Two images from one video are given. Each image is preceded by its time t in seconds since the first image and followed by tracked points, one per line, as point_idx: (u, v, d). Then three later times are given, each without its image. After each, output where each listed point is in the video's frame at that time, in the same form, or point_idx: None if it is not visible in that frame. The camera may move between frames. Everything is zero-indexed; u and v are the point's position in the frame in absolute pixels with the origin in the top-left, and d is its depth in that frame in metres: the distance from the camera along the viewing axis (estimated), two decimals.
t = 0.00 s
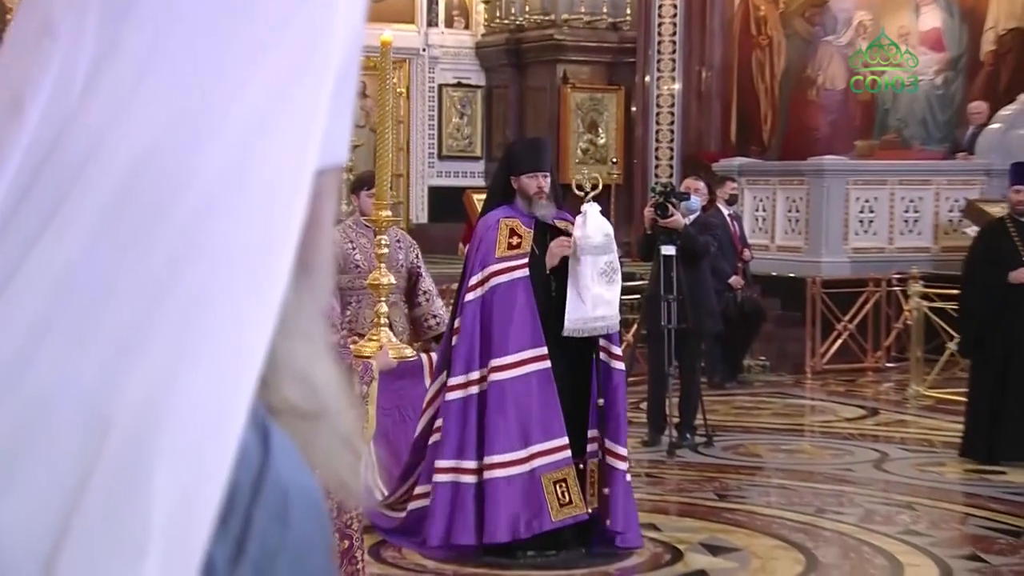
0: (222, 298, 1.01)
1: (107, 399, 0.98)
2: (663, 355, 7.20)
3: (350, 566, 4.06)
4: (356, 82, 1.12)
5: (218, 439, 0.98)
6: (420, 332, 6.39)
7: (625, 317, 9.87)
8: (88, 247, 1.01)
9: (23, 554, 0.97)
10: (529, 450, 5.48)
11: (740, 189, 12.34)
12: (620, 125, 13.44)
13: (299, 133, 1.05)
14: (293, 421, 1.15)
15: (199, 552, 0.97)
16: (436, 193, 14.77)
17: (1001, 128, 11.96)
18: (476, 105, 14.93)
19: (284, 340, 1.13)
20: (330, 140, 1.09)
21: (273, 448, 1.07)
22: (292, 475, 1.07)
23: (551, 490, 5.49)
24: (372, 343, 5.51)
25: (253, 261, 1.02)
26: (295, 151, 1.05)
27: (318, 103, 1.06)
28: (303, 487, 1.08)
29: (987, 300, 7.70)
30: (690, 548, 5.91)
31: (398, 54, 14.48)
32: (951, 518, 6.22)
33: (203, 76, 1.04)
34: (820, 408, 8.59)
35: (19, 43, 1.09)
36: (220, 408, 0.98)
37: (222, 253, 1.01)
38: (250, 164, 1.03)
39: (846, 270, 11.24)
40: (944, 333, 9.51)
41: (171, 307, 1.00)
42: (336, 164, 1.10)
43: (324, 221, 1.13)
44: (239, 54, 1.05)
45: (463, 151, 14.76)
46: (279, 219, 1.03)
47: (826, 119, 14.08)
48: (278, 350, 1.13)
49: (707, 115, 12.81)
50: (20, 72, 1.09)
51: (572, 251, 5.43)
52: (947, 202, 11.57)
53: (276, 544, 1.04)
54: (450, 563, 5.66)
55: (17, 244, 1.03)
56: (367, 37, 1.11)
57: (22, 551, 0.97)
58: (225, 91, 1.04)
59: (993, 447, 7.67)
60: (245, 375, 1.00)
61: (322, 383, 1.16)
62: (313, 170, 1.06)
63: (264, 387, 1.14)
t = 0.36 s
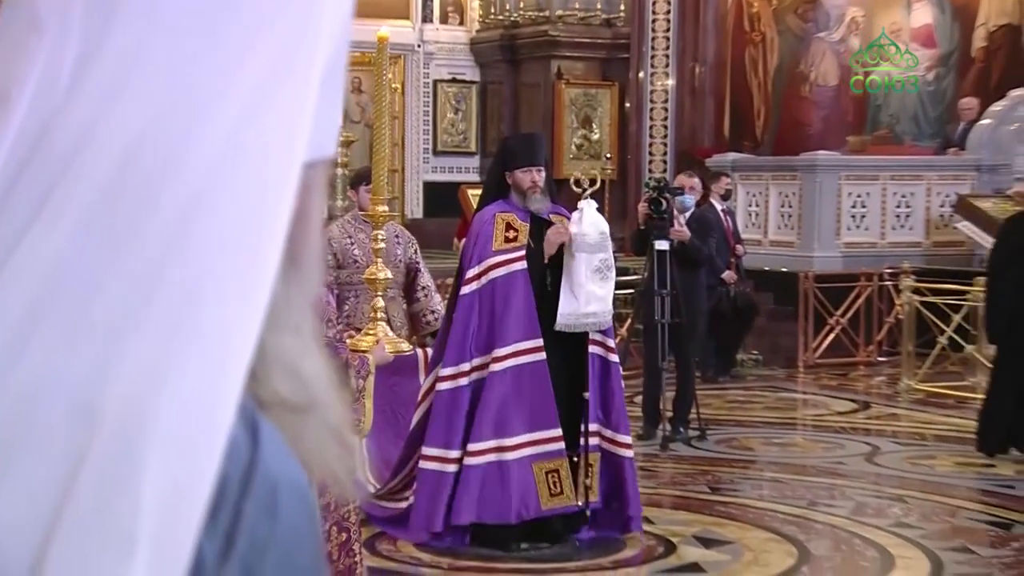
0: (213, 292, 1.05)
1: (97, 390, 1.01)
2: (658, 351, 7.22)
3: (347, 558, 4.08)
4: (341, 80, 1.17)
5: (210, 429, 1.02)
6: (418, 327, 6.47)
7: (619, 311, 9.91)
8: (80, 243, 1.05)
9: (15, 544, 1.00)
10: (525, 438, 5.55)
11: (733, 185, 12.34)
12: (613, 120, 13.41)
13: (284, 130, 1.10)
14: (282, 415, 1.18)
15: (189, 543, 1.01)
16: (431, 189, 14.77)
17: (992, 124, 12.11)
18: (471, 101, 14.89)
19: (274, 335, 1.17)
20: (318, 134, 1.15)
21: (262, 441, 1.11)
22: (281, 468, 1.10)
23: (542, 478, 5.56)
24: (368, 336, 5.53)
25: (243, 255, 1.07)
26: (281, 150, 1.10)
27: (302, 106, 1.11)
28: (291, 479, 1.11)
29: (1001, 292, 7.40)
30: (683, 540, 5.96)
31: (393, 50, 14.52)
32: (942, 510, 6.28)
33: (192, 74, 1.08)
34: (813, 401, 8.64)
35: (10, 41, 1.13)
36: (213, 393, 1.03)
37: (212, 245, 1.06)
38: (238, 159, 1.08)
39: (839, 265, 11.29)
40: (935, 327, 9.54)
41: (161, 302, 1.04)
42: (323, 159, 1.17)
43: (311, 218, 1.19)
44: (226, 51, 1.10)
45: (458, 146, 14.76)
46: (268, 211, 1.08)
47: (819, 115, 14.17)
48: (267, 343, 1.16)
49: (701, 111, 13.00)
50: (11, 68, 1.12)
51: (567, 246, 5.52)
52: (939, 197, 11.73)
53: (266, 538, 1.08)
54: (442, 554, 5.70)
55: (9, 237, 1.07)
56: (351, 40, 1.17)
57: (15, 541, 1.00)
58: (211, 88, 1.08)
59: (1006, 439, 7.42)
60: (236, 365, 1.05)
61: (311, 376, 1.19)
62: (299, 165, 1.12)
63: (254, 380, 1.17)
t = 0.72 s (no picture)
0: (203, 283, 0.98)
1: (82, 391, 0.95)
2: (650, 347, 7.25)
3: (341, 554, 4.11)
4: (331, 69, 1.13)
5: (200, 421, 0.96)
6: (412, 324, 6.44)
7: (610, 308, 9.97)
8: (64, 230, 0.97)
9: None
10: (520, 418, 5.62)
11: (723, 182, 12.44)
12: (604, 118, 13.48)
13: (273, 123, 1.03)
14: (273, 411, 1.13)
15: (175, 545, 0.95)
16: (424, 186, 14.85)
17: (977, 121, 12.01)
18: (464, 99, 14.96)
19: (262, 329, 1.11)
20: (306, 131, 1.09)
21: (250, 435, 1.04)
22: (268, 465, 1.03)
23: (534, 459, 5.60)
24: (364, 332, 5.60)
25: (235, 251, 1.00)
26: (268, 143, 1.03)
27: (291, 105, 1.04)
28: (280, 476, 1.04)
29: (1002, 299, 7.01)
30: (673, 534, 6.01)
31: (387, 48, 14.57)
32: (929, 504, 6.34)
33: (177, 60, 1.01)
34: (801, 397, 8.70)
35: None
36: (201, 387, 0.97)
37: (204, 240, 0.99)
38: (229, 150, 1.01)
39: (828, 261, 11.36)
40: (923, 322, 9.58)
41: (148, 295, 0.97)
42: (311, 156, 1.10)
43: (299, 211, 1.12)
44: (211, 37, 1.02)
45: (450, 143, 14.84)
46: (260, 203, 1.02)
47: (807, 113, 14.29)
48: (255, 339, 1.11)
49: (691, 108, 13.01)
50: None
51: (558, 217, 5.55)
52: (926, 194, 11.77)
53: (253, 536, 1.00)
54: (435, 549, 5.74)
55: None
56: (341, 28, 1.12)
57: None
58: (196, 75, 1.01)
59: None
60: (225, 363, 0.99)
61: (299, 372, 1.14)
62: (287, 160, 1.05)
63: (241, 376, 1.11)
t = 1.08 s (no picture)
0: (191, 280, 0.94)
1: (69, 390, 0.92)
2: (638, 343, 7.31)
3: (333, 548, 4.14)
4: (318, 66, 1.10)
5: (183, 425, 0.92)
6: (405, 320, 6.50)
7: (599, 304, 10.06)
8: (55, 223, 0.94)
9: None
10: (514, 414, 5.67)
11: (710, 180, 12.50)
12: (593, 117, 13.55)
13: (259, 118, 0.99)
14: (256, 406, 1.12)
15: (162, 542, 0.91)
16: (415, 184, 14.91)
17: (962, 120, 11.80)
18: (453, 98, 15.05)
19: (247, 326, 1.10)
20: (292, 128, 1.06)
21: (236, 429, 1.03)
22: (257, 461, 1.02)
23: (532, 454, 5.66)
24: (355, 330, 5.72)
25: (225, 245, 0.96)
26: (256, 133, 0.99)
27: (278, 93, 1.00)
28: (266, 469, 1.02)
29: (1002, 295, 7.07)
30: (660, 529, 6.08)
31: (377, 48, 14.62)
32: (911, 498, 6.42)
33: (167, 57, 0.97)
34: (787, 392, 8.78)
35: None
36: (186, 382, 0.93)
37: (191, 231, 0.95)
38: (214, 144, 0.96)
39: (813, 258, 11.45)
40: (907, 319, 9.68)
41: (137, 288, 0.93)
42: (298, 153, 1.07)
43: (284, 205, 1.10)
44: (203, 27, 0.98)
45: (440, 142, 14.88)
46: (247, 197, 0.98)
47: (793, 112, 14.31)
48: (242, 336, 1.10)
49: (680, 107, 13.10)
50: None
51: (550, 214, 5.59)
52: (910, 193, 11.76)
53: (241, 530, 0.98)
54: (423, 545, 5.81)
55: None
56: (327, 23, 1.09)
57: None
58: (188, 71, 0.97)
59: None
60: (212, 360, 0.94)
61: (285, 368, 1.13)
62: (273, 157, 1.01)
63: (227, 373, 1.11)
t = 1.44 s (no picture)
0: (175, 281, 0.95)
1: (54, 383, 0.92)
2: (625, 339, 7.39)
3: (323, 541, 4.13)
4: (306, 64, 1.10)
5: (173, 420, 0.93)
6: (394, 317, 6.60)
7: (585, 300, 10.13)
8: (41, 221, 0.94)
9: None
10: (495, 408, 5.73)
11: (696, 177, 12.34)
12: (579, 114, 13.57)
13: (248, 118, 1.00)
14: (244, 403, 1.12)
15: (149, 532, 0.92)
16: (402, 181, 14.96)
17: (942, 118, 12.26)
18: (440, 95, 15.08)
19: (237, 321, 1.10)
20: (278, 127, 1.07)
21: (222, 424, 1.02)
22: (243, 454, 1.02)
23: (513, 446, 5.71)
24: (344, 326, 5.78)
25: (206, 238, 0.97)
26: (245, 134, 1.00)
27: (261, 93, 1.01)
28: (252, 463, 1.02)
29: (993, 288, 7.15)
30: (645, 522, 6.16)
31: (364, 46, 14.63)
32: (892, 491, 6.51)
33: (155, 53, 0.97)
34: (771, 387, 8.87)
35: None
36: (172, 372, 0.94)
37: (178, 226, 0.96)
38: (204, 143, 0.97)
39: (796, 254, 11.42)
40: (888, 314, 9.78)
41: (126, 284, 0.94)
42: (284, 151, 1.08)
43: (270, 205, 1.12)
44: (192, 26, 0.99)
45: (427, 139, 14.94)
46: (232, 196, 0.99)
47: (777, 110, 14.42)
48: (229, 332, 1.09)
49: (664, 106, 13.18)
50: None
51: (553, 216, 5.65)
52: (892, 189, 11.96)
53: (226, 522, 0.98)
54: (411, 538, 5.85)
55: None
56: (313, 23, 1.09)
57: None
58: (177, 70, 0.98)
59: None
60: (199, 353, 0.96)
61: (272, 365, 1.12)
62: (260, 155, 1.02)
63: (214, 368, 1.10)
